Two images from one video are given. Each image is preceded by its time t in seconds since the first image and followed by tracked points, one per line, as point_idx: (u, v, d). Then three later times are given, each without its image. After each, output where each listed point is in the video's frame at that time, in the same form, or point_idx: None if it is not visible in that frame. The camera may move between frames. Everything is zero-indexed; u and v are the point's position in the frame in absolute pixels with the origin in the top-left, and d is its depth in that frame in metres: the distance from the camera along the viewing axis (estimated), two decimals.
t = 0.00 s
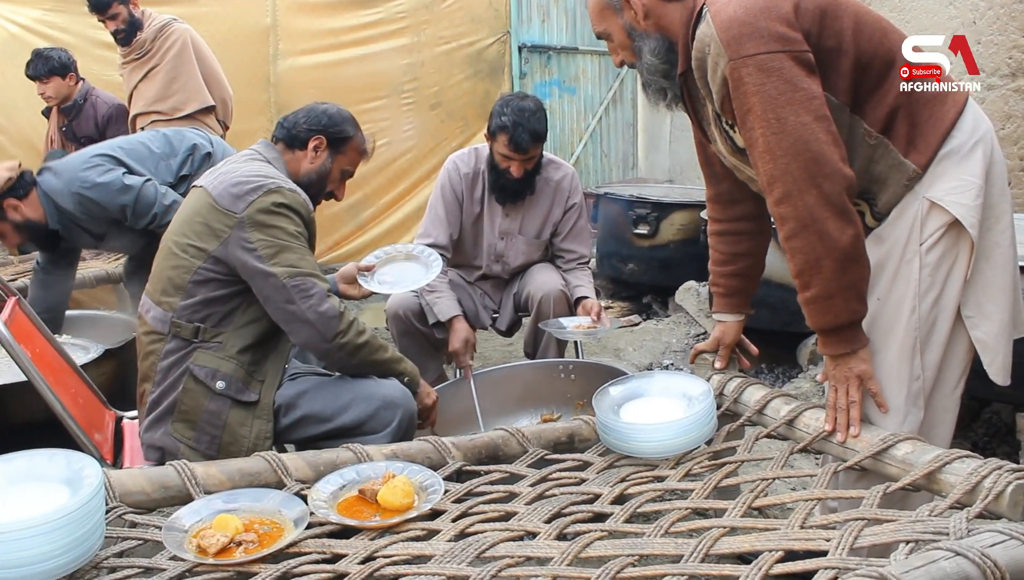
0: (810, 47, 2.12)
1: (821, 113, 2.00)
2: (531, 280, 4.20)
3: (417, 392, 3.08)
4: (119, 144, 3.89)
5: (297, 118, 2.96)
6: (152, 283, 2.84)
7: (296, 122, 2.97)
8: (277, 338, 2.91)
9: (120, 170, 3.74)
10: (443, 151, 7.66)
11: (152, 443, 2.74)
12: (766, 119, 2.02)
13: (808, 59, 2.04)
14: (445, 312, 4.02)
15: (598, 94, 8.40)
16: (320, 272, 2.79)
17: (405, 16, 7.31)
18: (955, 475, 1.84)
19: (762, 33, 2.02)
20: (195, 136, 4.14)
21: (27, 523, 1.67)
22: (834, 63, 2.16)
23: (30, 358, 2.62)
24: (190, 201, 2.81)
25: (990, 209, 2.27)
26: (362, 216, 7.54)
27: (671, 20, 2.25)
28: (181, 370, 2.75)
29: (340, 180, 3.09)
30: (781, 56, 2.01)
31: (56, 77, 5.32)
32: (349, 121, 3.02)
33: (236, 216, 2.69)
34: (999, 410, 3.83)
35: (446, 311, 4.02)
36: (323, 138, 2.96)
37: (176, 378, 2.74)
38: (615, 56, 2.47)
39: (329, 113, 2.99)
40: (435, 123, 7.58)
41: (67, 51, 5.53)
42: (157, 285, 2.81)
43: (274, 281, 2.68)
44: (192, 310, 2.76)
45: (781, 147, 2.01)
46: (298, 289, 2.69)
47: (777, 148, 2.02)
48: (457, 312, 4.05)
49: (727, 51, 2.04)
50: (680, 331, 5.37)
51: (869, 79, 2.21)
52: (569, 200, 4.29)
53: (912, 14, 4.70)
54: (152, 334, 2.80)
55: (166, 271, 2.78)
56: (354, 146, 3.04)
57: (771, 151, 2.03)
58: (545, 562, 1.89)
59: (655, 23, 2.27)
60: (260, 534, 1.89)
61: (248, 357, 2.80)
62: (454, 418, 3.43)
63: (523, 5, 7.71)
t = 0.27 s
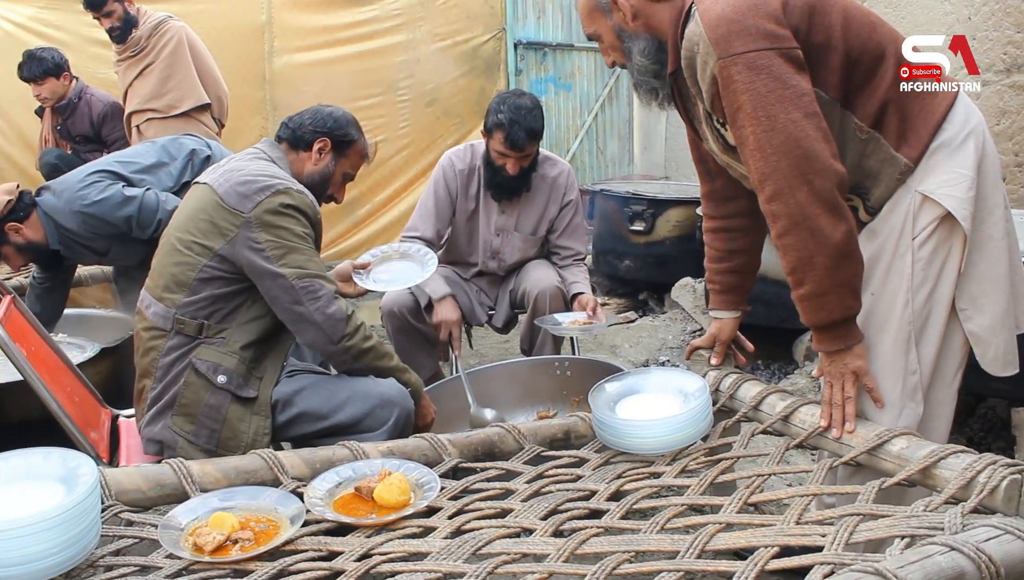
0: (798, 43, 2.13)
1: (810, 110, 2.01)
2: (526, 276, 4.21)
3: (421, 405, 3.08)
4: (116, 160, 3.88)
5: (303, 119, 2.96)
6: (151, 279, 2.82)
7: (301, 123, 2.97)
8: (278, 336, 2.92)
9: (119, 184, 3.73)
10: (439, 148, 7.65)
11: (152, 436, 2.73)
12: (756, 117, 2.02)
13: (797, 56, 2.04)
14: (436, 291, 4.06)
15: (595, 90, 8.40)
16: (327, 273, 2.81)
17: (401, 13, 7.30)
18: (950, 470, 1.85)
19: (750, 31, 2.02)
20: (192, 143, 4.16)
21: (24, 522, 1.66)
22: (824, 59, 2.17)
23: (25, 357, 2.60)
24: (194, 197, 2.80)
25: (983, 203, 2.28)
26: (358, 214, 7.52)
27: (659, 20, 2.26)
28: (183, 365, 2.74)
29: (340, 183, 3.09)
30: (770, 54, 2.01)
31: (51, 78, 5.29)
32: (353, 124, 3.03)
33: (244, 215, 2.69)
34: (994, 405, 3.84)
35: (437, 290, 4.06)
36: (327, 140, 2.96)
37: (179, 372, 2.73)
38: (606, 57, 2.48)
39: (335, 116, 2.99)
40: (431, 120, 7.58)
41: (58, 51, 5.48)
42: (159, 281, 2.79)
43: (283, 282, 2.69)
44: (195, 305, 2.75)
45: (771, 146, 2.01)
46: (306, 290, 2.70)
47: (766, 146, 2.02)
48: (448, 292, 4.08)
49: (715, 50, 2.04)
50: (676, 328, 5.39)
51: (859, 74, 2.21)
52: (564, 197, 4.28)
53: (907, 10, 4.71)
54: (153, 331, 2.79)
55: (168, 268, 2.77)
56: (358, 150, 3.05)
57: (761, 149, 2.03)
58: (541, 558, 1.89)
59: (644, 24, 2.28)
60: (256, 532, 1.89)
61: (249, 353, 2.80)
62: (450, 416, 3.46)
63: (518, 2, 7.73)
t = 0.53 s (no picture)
0: (800, 43, 2.13)
1: (812, 110, 2.01)
2: (530, 275, 4.22)
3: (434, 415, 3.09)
4: (121, 141, 3.88)
5: (312, 119, 2.96)
6: (159, 276, 2.83)
7: (310, 123, 2.97)
8: (285, 334, 2.93)
9: (124, 167, 3.75)
10: (443, 146, 7.65)
11: (158, 432, 2.74)
12: (758, 118, 2.02)
13: (798, 55, 2.04)
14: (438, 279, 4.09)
15: (599, 89, 8.39)
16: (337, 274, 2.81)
17: (405, 12, 7.30)
18: (954, 469, 1.85)
19: (751, 31, 2.02)
20: (196, 132, 4.16)
21: (31, 517, 1.67)
22: (826, 58, 2.17)
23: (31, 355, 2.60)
24: (204, 195, 2.81)
25: (988, 200, 2.27)
26: (362, 212, 7.52)
27: (662, 21, 2.28)
28: (190, 362, 2.75)
29: (349, 183, 3.10)
30: (771, 54, 2.01)
31: (60, 77, 5.32)
32: (362, 124, 3.03)
33: (255, 216, 2.69)
34: (999, 405, 3.83)
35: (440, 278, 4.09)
36: (337, 140, 2.96)
37: (185, 370, 2.74)
38: (608, 59, 2.48)
39: (343, 116, 2.99)
40: (435, 119, 7.58)
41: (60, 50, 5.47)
42: (166, 279, 2.80)
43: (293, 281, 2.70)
44: (202, 304, 2.75)
45: (773, 146, 2.01)
46: (316, 291, 2.71)
47: (769, 146, 2.02)
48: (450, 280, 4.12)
49: (716, 50, 2.04)
50: (680, 327, 5.39)
51: (861, 72, 2.21)
52: (569, 196, 4.28)
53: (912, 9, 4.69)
54: (160, 328, 2.79)
55: (177, 266, 2.78)
56: (366, 150, 3.05)
57: (763, 149, 2.03)
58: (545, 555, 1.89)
59: (645, 25, 2.30)
60: (261, 529, 1.90)
61: (256, 351, 2.80)
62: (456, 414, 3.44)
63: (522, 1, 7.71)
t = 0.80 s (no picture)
0: (800, 42, 2.12)
1: (812, 109, 2.00)
2: (532, 274, 4.22)
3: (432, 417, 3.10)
4: (124, 117, 3.92)
5: (315, 119, 2.96)
6: (162, 274, 2.83)
7: (314, 122, 2.98)
8: (286, 334, 2.93)
9: (122, 143, 3.77)
10: (445, 145, 7.65)
11: (158, 430, 2.74)
12: (758, 118, 2.01)
13: (798, 55, 2.04)
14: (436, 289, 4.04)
15: (601, 88, 8.36)
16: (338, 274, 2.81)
17: (408, 11, 7.30)
18: (956, 467, 1.85)
19: (750, 30, 2.01)
20: (197, 124, 4.21)
21: (36, 514, 1.67)
22: (826, 56, 2.17)
23: (32, 352, 2.60)
24: (208, 194, 2.82)
25: (992, 198, 2.26)
26: (364, 211, 7.53)
27: (660, 22, 2.28)
28: (192, 360, 2.75)
29: (352, 182, 3.10)
30: (771, 53, 2.01)
31: (64, 78, 5.32)
32: (365, 123, 3.04)
33: (258, 214, 2.70)
34: (1001, 405, 3.83)
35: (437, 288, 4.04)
36: (341, 139, 2.96)
37: (186, 368, 2.75)
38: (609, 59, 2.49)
39: (347, 115, 3.00)
40: (437, 118, 7.58)
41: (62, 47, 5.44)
42: (169, 277, 2.80)
43: (296, 281, 2.70)
44: (204, 303, 2.76)
45: (773, 146, 2.01)
46: (317, 290, 2.71)
47: (769, 146, 2.01)
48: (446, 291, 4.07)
49: (716, 50, 2.04)
50: (682, 326, 5.41)
51: (863, 70, 2.20)
52: (572, 195, 4.27)
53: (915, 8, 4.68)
54: (162, 326, 2.80)
55: (180, 264, 2.78)
56: (369, 149, 3.05)
57: (763, 149, 2.02)
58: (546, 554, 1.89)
59: (644, 27, 2.31)
60: (263, 527, 1.90)
61: (258, 350, 2.81)
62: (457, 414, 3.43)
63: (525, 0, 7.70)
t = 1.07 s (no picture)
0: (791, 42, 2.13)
1: (803, 109, 2.00)
2: (530, 273, 4.22)
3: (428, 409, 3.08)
4: (127, 111, 3.93)
5: (309, 118, 2.96)
6: (158, 274, 2.83)
7: (308, 122, 2.98)
8: (280, 335, 2.93)
9: (127, 136, 3.77)
10: (443, 145, 7.65)
11: (155, 431, 2.75)
12: (749, 119, 2.02)
13: (789, 55, 2.04)
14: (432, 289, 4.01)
15: (598, 88, 8.35)
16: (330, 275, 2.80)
17: (405, 11, 7.30)
18: (955, 466, 1.85)
19: (740, 31, 2.01)
20: (200, 121, 4.21)
21: (32, 515, 1.67)
22: (819, 56, 2.17)
23: (29, 351, 2.59)
24: (203, 193, 2.81)
25: (991, 197, 2.26)
26: (363, 211, 7.54)
27: (652, 25, 2.28)
28: (188, 360, 2.75)
29: (348, 180, 3.10)
30: (761, 54, 2.01)
31: (63, 79, 5.32)
32: (360, 122, 3.03)
33: (251, 212, 2.69)
34: (1000, 404, 3.83)
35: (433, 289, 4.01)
36: (335, 138, 2.96)
37: (182, 368, 2.75)
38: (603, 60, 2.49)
39: (342, 114, 2.99)
40: (435, 118, 7.57)
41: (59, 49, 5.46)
42: (165, 277, 2.80)
43: (285, 281, 2.68)
44: (201, 304, 2.76)
45: (764, 147, 2.01)
46: (306, 291, 2.69)
47: (760, 147, 2.02)
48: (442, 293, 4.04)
49: (706, 52, 2.04)
50: (680, 325, 5.40)
51: (856, 69, 2.21)
52: (570, 194, 4.27)
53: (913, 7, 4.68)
54: (158, 326, 2.80)
55: (175, 265, 2.78)
56: (365, 147, 3.04)
57: (755, 150, 2.03)
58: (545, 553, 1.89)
59: (635, 30, 2.31)
60: (261, 527, 1.90)
61: (253, 350, 2.81)
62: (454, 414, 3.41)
63: None
